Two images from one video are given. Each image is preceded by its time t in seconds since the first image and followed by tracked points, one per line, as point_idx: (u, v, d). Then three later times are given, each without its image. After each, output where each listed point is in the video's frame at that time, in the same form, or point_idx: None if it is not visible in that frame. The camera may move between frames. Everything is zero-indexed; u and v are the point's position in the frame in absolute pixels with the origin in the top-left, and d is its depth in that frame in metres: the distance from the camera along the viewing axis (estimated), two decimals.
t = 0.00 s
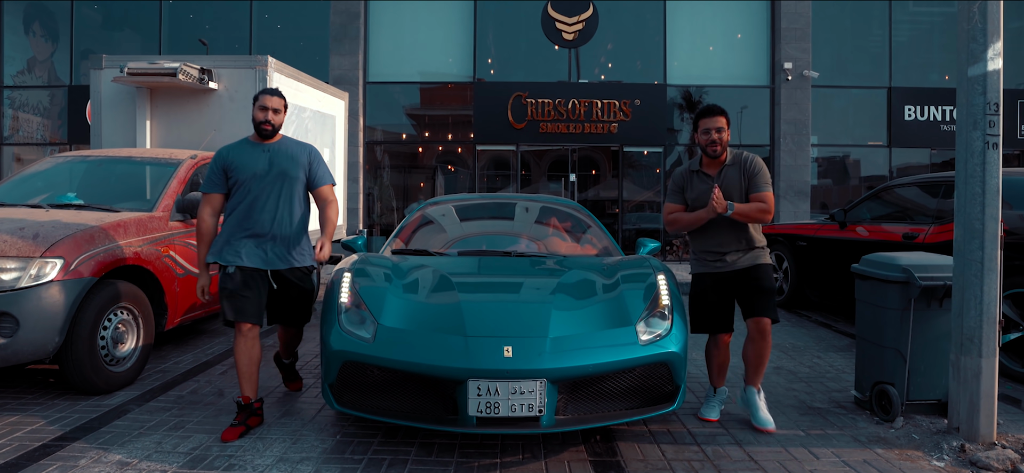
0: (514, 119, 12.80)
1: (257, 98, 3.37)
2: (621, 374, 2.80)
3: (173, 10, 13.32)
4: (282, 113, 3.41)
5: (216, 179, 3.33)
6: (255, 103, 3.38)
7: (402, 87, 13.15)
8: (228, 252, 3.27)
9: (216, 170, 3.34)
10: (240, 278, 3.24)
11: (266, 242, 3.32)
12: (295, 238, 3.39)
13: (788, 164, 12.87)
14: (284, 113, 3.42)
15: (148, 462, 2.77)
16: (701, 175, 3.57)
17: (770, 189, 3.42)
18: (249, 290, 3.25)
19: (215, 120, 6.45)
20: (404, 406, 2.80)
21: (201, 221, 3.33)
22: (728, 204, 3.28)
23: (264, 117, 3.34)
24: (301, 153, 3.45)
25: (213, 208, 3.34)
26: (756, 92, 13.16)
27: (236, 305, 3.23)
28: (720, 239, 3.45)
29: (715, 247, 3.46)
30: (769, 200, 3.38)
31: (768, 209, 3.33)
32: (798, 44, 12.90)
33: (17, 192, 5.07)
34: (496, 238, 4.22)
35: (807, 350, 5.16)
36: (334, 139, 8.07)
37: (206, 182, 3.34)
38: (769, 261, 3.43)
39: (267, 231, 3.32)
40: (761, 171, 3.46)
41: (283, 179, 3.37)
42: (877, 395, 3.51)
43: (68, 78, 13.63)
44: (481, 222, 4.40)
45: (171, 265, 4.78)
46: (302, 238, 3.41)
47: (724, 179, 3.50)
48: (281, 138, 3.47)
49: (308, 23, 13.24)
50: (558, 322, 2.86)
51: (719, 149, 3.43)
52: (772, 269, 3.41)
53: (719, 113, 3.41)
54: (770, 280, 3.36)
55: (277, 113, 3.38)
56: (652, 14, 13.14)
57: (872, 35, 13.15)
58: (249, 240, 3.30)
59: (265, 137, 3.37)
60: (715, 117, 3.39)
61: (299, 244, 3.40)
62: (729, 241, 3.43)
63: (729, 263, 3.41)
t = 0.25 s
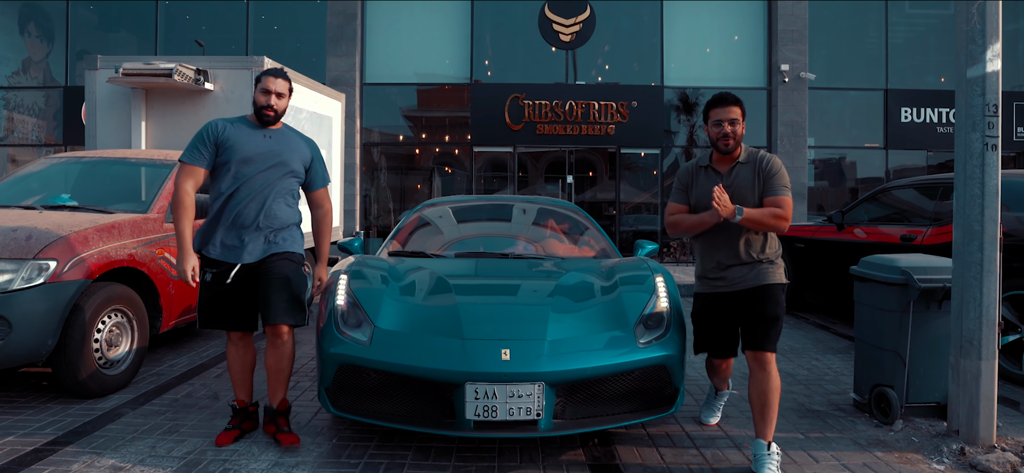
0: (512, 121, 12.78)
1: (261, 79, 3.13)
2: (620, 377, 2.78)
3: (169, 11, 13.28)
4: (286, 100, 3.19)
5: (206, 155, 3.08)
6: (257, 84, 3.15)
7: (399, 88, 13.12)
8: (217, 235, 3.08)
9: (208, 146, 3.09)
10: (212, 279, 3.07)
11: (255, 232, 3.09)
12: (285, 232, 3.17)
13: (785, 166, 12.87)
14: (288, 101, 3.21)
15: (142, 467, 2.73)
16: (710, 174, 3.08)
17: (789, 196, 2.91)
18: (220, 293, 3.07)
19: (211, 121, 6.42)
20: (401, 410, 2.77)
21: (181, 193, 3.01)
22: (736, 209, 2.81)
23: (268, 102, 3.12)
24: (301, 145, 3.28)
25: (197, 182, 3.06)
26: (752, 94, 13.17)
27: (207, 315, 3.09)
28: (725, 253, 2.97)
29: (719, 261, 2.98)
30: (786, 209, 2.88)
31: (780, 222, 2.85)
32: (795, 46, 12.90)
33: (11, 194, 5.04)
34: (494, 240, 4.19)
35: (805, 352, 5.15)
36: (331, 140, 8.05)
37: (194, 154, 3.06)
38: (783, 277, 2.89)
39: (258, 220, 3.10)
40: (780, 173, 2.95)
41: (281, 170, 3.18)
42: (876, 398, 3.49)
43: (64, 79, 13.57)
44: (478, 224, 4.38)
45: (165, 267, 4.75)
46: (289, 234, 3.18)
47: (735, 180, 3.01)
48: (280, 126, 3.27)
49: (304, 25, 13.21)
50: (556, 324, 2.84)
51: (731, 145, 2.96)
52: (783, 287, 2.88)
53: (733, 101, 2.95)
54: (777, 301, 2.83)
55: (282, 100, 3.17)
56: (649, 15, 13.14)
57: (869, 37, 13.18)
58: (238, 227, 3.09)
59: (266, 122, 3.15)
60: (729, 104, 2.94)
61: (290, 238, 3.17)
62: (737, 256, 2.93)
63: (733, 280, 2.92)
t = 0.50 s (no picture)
0: (508, 123, 12.77)
1: (274, 83, 2.81)
2: (618, 381, 2.76)
3: (165, 12, 13.24)
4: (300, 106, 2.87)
5: (208, 162, 2.72)
6: (271, 86, 2.82)
7: (395, 91, 13.10)
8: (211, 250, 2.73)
9: (209, 151, 2.73)
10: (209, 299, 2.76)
11: (253, 252, 2.73)
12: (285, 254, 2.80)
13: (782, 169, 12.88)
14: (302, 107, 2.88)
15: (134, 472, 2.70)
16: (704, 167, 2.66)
17: (800, 189, 2.50)
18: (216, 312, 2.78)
19: (205, 123, 6.39)
20: (397, 414, 2.75)
21: (179, 197, 2.63)
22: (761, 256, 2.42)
23: (281, 108, 2.78)
24: (312, 159, 2.93)
25: (197, 189, 2.69)
26: (748, 97, 13.19)
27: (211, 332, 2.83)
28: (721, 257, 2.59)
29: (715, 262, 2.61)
30: (795, 208, 2.49)
31: (791, 230, 2.46)
32: (791, 49, 12.93)
33: (5, 195, 5.00)
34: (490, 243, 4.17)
35: (802, 356, 5.14)
36: (327, 143, 8.02)
37: (195, 158, 2.71)
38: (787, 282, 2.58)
39: (258, 237, 2.74)
40: (785, 163, 2.52)
41: (288, 184, 2.83)
42: (874, 401, 3.48)
43: (59, 80, 13.51)
44: (475, 227, 4.36)
45: (159, 270, 4.73)
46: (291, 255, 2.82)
47: (731, 174, 2.58)
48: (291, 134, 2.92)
49: (300, 26, 13.18)
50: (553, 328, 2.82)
51: (725, 134, 2.55)
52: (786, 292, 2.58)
53: (722, 80, 2.54)
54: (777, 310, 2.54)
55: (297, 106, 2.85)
56: (645, 18, 13.16)
57: (864, 40, 13.20)
58: (234, 244, 2.73)
59: (277, 129, 2.81)
60: (719, 85, 2.54)
61: (288, 261, 2.80)
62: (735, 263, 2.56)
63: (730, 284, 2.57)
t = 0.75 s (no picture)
0: (504, 127, 12.77)
1: (289, 69, 2.39)
2: (616, 386, 2.74)
3: (160, 14, 13.20)
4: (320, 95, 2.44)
5: (224, 168, 2.28)
6: (287, 74, 2.39)
7: (391, 94, 13.08)
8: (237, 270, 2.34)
9: (224, 155, 2.28)
10: (230, 323, 2.30)
11: (283, 265, 2.36)
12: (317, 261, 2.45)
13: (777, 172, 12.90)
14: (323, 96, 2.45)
15: None
16: (670, 181, 2.28)
17: (783, 186, 2.27)
18: (237, 341, 2.32)
19: (200, 125, 6.35)
20: (392, 420, 2.72)
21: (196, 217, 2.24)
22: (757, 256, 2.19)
23: (301, 100, 2.36)
24: (340, 154, 2.49)
25: (215, 201, 2.28)
26: (743, 101, 13.22)
27: (209, 365, 2.30)
28: (703, 279, 2.23)
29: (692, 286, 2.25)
30: (785, 205, 2.28)
31: (789, 224, 2.28)
32: (785, 53, 12.97)
33: None
34: (486, 246, 4.15)
35: (799, 359, 5.13)
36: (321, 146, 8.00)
37: (208, 165, 2.26)
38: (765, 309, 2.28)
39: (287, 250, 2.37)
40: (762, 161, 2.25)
41: (316, 186, 2.41)
42: (872, 405, 3.47)
43: (53, 83, 13.45)
44: (471, 230, 4.34)
45: (153, 274, 4.73)
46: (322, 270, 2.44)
47: (705, 184, 2.22)
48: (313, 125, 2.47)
49: (296, 29, 13.16)
50: (550, 333, 2.80)
51: (689, 140, 2.21)
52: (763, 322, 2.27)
53: (680, 80, 2.23)
54: (754, 344, 2.23)
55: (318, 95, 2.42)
56: (641, 22, 13.18)
57: (858, 44, 13.26)
58: (262, 259, 2.35)
59: (298, 125, 2.38)
60: (678, 85, 2.23)
61: (322, 270, 2.45)
62: (724, 281, 2.21)
63: (704, 312, 2.22)
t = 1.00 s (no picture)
0: (499, 131, 12.77)
1: (293, 56, 2.07)
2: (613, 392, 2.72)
3: (155, 18, 13.16)
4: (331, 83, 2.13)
5: (226, 174, 1.94)
6: (291, 61, 2.07)
7: (386, 98, 13.06)
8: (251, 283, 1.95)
9: (225, 158, 1.94)
10: (276, 331, 1.94)
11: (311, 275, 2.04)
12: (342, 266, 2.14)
13: (771, 177, 12.93)
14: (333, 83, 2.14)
15: None
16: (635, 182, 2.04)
17: (750, 207, 1.93)
18: (289, 353, 1.95)
19: (193, 129, 6.32)
20: (387, 426, 2.69)
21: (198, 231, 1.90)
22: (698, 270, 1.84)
23: (313, 89, 2.05)
24: (355, 145, 2.18)
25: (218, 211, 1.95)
26: (738, 106, 13.25)
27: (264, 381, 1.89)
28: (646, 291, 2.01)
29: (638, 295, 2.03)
30: (747, 230, 1.92)
31: (743, 252, 1.90)
32: (780, 58, 13.00)
33: None
34: (482, 251, 4.14)
35: (795, 364, 5.13)
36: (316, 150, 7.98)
37: (207, 171, 1.93)
38: (729, 314, 1.99)
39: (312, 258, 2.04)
40: (730, 169, 1.94)
41: (334, 184, 2.09)
42: (869, 411, 3.46)
43: (46, 86, 13.38)
44: (466, 235, 4.32)
45: (145, 279, 4.71)
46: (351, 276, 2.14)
47: (665, 188, 1.97)
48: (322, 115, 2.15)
49: (291, 33, 13.13)
50: (546, 338, 2.78)
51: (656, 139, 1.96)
52: (727, 326, 1.98)
53: (649, 70, 1.99)
54: (713, 344, 1.93)
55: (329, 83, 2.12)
56: (636, 26, 13.22)
57: (852, 49, 13.31)
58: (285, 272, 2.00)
59: (310, 117, 2.07)
60: (645, 75, 1.99)
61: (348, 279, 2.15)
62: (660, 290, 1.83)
63: (653, 315, 1.99)
